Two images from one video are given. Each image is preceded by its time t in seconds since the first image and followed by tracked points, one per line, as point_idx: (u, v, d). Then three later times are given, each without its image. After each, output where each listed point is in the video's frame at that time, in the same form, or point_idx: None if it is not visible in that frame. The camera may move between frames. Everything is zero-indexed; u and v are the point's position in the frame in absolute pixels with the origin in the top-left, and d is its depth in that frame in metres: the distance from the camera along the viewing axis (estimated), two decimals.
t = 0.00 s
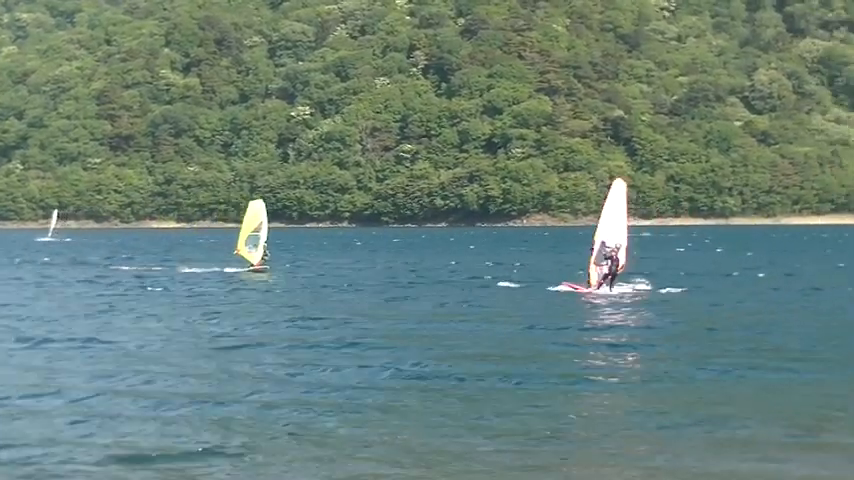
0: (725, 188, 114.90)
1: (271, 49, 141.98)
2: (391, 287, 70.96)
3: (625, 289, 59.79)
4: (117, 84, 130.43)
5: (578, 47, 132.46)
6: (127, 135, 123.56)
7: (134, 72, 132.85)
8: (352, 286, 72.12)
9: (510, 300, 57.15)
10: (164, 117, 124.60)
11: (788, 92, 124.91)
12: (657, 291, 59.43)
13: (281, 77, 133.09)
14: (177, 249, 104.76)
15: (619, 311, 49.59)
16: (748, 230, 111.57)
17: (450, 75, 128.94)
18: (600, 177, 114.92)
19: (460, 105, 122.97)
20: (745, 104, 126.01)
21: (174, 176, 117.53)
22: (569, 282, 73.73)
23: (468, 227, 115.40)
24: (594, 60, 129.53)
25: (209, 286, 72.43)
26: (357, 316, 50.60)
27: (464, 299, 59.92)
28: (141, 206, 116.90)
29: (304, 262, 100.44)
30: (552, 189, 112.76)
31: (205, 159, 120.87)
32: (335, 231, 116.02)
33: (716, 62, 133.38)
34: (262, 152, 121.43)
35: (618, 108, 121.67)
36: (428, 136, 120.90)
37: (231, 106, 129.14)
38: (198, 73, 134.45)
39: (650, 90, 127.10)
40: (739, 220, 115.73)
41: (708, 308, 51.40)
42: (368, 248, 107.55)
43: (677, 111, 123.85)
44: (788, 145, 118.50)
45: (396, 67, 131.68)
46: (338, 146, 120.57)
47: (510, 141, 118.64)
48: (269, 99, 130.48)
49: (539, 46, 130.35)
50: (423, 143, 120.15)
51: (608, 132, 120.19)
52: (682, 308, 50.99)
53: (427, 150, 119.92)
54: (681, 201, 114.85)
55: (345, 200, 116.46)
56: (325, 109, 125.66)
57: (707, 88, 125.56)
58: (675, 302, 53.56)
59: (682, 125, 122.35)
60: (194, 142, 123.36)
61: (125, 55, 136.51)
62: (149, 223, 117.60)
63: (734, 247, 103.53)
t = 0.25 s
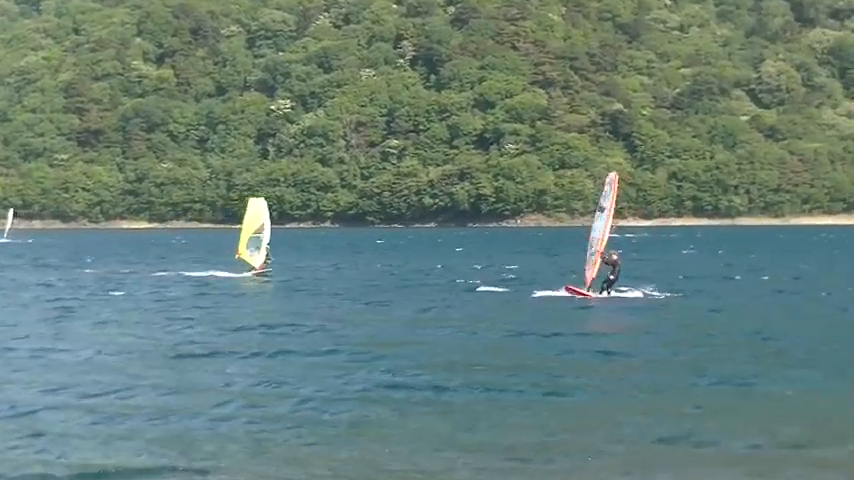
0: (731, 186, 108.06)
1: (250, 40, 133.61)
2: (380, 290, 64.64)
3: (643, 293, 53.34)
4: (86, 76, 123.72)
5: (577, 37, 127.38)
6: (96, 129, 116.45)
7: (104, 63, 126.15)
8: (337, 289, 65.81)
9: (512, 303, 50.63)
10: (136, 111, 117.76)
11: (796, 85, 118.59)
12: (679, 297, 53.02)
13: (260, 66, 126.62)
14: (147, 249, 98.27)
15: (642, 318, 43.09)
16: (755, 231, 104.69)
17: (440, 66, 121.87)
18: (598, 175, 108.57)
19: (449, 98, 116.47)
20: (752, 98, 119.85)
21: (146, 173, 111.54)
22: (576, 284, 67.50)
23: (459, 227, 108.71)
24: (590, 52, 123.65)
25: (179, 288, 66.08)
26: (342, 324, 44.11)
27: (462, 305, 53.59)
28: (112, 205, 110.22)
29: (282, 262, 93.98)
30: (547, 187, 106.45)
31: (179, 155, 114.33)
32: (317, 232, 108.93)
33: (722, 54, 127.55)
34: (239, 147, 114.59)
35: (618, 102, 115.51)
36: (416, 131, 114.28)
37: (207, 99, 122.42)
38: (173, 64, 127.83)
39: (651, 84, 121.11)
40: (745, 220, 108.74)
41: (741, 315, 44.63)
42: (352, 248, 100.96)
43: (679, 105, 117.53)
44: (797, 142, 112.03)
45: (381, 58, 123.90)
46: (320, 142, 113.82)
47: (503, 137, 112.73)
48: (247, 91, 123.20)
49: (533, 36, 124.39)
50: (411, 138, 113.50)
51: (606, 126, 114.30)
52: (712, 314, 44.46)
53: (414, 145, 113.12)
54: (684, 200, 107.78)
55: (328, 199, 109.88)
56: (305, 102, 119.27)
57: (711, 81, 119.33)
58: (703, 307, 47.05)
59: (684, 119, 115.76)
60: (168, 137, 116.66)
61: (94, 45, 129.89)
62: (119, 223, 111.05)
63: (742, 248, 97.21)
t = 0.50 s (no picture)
0: (760, 179, 92.45)
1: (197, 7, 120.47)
2: (324, 308, 48.68)
3: (686, 334, 37.71)
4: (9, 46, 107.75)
5: (577, 3, 111.91)
6: (18, 111, 99.65)
7: (26, 33, 110.42)
8: (268, 305, 49.80)
9: (498, 348, 34.98)
10: (64, 89, 101.75)
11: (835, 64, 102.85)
12: (737, 336, 37.26)
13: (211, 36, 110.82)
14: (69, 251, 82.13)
15: (698, 380, 28.08)
16: (788, 230, 89.09)
17: (419, 39, 107.81)
18: (605, 162, 93.47)
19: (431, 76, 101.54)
20: (783, 75, 103.77)
21: (76, 163, 95.24)
22: (581, 294, 51.31)
23: (442, 226, 92.29)
24: (596, 22, 108.98)
25: (61, 305, 50.17)
26: (253, 379, 28.85)
27: (429, 339, 37.65)
28: (35, 200, 93.81)
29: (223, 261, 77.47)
30: (545, 179, 91.75)
31: (115, 142, 98.18)
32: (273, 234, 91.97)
33: (747, 21, 112.28)
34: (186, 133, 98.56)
35: (627, 80, 100.10)
36: (392, 113, 98.98)
37: (147, 76, 106.36)
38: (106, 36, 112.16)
39: (667, 58, 105.87)
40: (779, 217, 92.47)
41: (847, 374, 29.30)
42: (315, 249, 84.85)
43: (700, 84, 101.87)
44: (838, 127, 96.33)
45: (352, 29, 111.39)
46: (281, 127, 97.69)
47: (494, 120, 97.41)
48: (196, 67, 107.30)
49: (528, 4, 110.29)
50: (386, 122, 98.24)
51: (614, 109, 98.77)
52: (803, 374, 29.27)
53: (391, 130, 97.70)
54: (705, 195, 92.20)
55: (289, 193, 93.24)
56: (263, 80, 104.17)
57: (737, 56, 103.92)
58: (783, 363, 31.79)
59: (705, 101, 100.07)
60: (102, 120, 100.53)
61: (17, 13, 114.36)
62: (42, 223, 94.61)
63: (779, 251, 80.89)
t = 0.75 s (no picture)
0: (774, 175, 84.58)
1: None
2: (289, 308, 40.39)
3: (753, 346, 29.59)
4: None
5: None
6: None
7: None
8: (221, 303, 41.49)
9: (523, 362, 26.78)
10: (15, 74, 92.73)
11: None
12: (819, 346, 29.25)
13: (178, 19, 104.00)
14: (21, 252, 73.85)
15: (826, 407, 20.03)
16: (807, 230, 80.71)
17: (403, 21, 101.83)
18: (605, 159, 85.76)
19: (418, 62, 94.86)
20: (801, 63, 96.99)
21: (31, 157, 86.66)
22: (595, 296, 43.22)
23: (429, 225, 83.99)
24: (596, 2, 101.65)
25: None
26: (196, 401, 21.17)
27: (429, 347, 29.35)
28: None
29: (193, 258, 69.33)
30: (541, 175, 83.46)
31: (72, 135, 90.23)
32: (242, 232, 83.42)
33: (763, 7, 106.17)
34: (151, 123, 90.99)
35: (631, 67, 92.73)
36: (374, 103, 92.13)
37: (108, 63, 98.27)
38: (65, 16, 104.59)
39: (674, 44, 99.46)
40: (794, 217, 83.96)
41: None
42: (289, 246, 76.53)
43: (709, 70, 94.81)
44: None
45: (329, 12, 106.65)
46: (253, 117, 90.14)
47: (484, 111, 90.03)
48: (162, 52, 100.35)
49: None
50: (367, 113, 91.19)
51: (616, 99, 91.18)
52: None
53: (372, 121, 90.54)
54: (715, 193, 84.27)
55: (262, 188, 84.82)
56: (233, 65, 97.38)
57: (750, 40, 97.16)
58: None
59: (714, 90, 93.02)
60: (57, 110, 91.96)
61: None
62: None
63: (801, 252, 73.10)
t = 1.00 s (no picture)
0: (774, 170, 79.28)
1: None
2: (233, 312, 34.76)
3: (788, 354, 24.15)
4: None
5: None
6: None
7: None
8: (153, 309, 35.82)
9: (510, 375, 21.27)
10: None
11: None
12: None
13: (137, 5, 98.16)
14: None
15: None
16: (811, 228, 75.24)
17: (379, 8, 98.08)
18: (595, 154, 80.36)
19: (394, 49, 90.06)
20: (802, 51, 92.16)
21: None
22: (586, 296, 37.79)
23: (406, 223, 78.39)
24: None
25: None
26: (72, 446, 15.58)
27: (393, 358, 23.77)
28: None
29: (156, 258, 63.58)
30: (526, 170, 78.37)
31: (25, 125, 83.20)
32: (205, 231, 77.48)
33: None
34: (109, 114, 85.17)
35: (622, 55, 87.19)
36: (348, 94, 86.84)
37: (62, 50, 91.33)
38: None
39: (667, 29, 94.37)
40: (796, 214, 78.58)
41: None
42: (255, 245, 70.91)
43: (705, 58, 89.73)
44: None
45: None
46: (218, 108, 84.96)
47: (464, 102, 84.77)
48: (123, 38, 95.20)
49: None
50: (340, 102, 86.00)
51: (606, 89, 85.87)
52: None
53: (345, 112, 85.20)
54: (711, 188, 78.90)
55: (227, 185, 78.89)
56: (197, 55, 92.51)
57: (747, 25, 92.06)
58: None
59: (710, 80, 87.72)
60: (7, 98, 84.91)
61: None
62: None
63: (808, 252, 67.73)
